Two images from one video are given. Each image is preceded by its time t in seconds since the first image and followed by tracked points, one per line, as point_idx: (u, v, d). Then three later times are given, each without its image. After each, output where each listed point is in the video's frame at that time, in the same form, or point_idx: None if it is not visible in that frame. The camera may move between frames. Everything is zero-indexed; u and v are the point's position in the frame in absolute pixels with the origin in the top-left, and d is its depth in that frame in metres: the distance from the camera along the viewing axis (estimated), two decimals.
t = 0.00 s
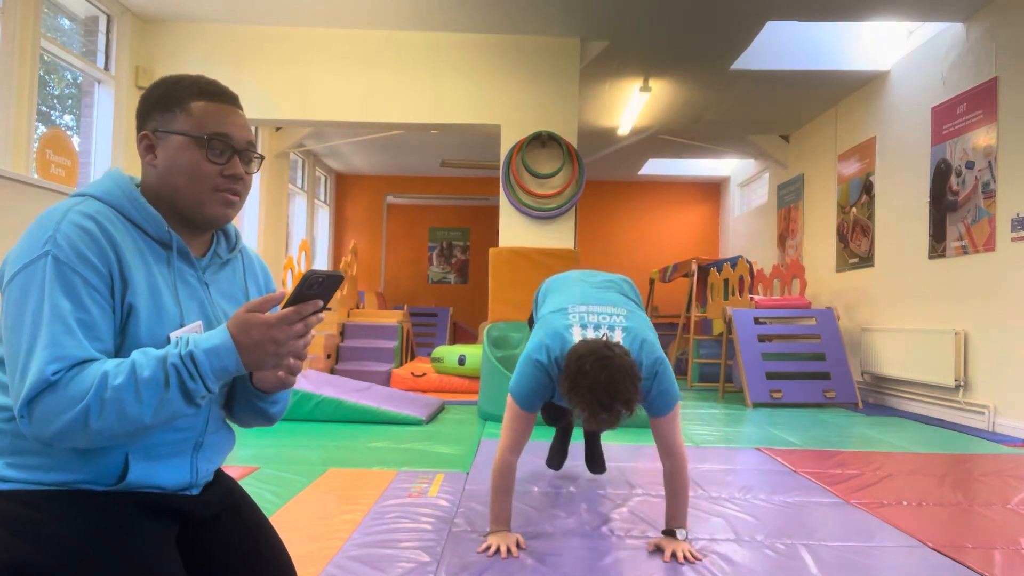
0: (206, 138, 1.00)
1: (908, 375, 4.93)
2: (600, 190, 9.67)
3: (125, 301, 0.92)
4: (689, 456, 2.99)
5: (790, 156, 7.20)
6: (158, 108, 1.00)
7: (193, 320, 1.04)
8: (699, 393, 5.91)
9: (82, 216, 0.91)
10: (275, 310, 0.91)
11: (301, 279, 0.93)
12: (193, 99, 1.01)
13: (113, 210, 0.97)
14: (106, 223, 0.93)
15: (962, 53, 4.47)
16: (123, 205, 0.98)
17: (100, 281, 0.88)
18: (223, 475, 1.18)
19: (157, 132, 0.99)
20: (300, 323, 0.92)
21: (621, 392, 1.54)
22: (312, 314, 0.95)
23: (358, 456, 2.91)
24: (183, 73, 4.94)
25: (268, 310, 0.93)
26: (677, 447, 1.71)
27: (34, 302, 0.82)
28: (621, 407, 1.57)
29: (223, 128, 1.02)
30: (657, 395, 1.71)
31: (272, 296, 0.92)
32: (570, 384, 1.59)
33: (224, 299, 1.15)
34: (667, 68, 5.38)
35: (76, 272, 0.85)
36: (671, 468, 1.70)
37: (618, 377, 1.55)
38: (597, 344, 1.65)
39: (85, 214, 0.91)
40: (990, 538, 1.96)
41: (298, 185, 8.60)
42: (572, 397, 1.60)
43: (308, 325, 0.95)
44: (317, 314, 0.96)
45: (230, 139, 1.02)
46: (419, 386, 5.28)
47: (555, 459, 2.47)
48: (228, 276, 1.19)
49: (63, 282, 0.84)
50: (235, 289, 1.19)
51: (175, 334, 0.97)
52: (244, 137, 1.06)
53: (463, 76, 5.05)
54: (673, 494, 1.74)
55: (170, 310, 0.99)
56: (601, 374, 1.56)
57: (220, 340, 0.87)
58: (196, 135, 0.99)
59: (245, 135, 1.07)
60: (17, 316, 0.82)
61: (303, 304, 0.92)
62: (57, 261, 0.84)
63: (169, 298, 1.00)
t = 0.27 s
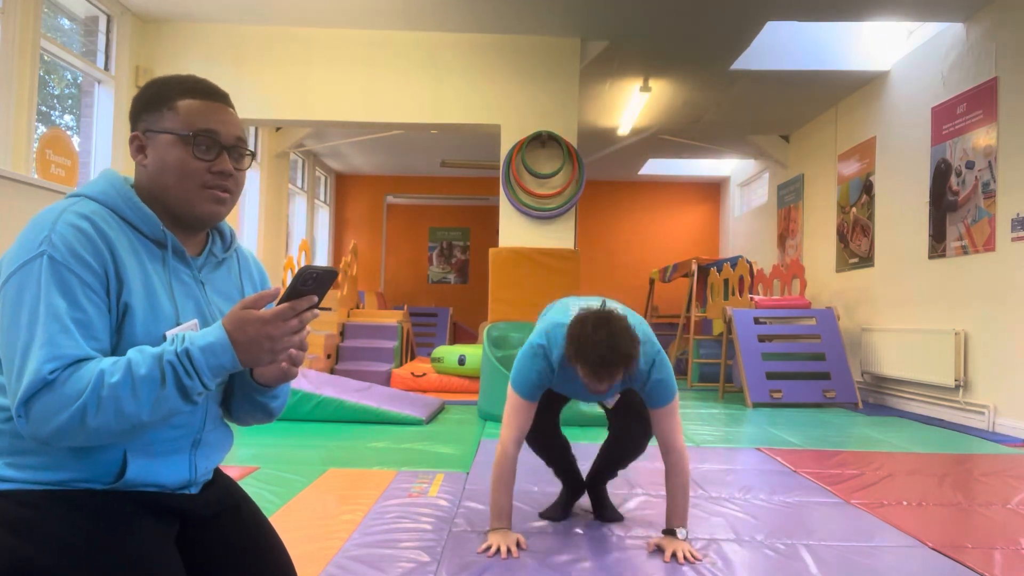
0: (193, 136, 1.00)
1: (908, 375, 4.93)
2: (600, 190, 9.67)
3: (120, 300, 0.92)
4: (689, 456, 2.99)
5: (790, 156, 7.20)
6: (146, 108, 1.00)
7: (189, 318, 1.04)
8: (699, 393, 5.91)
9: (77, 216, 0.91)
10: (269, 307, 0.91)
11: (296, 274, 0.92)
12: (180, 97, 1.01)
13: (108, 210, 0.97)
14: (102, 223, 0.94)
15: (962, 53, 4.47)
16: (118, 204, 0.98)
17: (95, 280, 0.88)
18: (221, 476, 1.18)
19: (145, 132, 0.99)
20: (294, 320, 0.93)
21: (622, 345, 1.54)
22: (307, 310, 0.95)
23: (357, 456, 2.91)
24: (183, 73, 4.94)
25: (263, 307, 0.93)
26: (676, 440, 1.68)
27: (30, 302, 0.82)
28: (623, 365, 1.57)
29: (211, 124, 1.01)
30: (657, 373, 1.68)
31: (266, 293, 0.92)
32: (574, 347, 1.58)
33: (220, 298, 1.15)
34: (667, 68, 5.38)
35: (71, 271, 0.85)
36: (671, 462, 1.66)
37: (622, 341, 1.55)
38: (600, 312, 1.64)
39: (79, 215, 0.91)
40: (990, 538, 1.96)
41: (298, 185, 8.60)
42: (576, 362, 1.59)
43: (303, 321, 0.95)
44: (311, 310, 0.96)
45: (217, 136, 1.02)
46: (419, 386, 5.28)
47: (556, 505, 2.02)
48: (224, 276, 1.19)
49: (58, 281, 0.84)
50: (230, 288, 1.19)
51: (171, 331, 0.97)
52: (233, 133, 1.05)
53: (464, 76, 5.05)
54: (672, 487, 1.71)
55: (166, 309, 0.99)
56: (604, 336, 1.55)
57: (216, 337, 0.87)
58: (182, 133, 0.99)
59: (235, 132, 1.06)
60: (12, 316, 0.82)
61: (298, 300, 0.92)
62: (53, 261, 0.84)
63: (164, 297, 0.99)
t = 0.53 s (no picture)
0: (174, 138, 1.00)
1: (908, 375, 4.93)
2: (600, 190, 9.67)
3: (114, 307, 0.92)
4: (689, 456, 2.99)
5: (790, 156, 7.20)
6: (136, 116, 1.02)
7: (184, 326, 1.04)
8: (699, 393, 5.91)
9: (73, 222, 0.91)
10: (264, 318, 0.92)
11: (291, 286, 0.93)
12: (165, 101, 1.01)
13: (104, 216, 0.97)
14: (98, 230, 0.94)
15: (962, 53, 4.47)
16: (114, 211, 0.98)
17: (89, 287, 0.88)
18: (219, 476, 1.18)
19: (134, 139, 1.01)
20: (288, 331, 0.93)
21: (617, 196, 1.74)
22: (301, 321, 0.96)
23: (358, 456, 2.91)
24: (183, 73, 4.94)
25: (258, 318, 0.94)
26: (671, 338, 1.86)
27: (24, 308, 0.82)
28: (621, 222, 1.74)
29: (195, 126, 1.01)
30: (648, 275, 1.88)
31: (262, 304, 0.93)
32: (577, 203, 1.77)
33: (215, 304, 1.15)
34: (667, 68, 5.38)
35: (65, 278, 0.85)
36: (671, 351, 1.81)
37: (622, 200, 1.75)
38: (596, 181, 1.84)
39: (76, 220, 0.91)
40: (990, 538, 1.96)
41: (298, 185, 8.60)
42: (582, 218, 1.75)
43: (297, 333, 0.96)
44: (305, 322, 0.97)
45: (200, 137, 1.01)
46: (419, 386, 5.28)
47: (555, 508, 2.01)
48: (220, 282, 1.18)
49: (53, 288, 0.84)
50: (227, 295, 1.19)
51: (165, 339, 0.97)
52: (219, 134, 1.04)
53: (463, 76, 5.05)
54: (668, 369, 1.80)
55: (161, 315, 0.99)
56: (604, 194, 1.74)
57: (210, 348, 0.88)
58: (165, 136, 0.99)
59: (222, 133, 1.06)
60: (6, 321, 0.82)
61: (292, 312, 0.93)
62: (48, 267, 0.84)
63: (160, 304, 0.99)
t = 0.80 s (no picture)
0: (173, 147, 1.00)
1: (908, 375, 4.93)
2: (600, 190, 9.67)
3: (106, 318, 0.92)
4: (689, 456, 2.99)
5: (790, 156, 7.20)
6: (134, 124, 1.02)
7: (179, 335, 1.03)
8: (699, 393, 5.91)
9: (68, 231, 0.91)
10: (254, 340, 0.92)
11: (282, 311, 0.93)
12: (162, 110, 1.01)
13: (100, 224, 0.97)
14: (92, 238, 0.93)
15: (962, 53, 4.47)
16: (109, 218, 0.98)
17: (81, 297, 0.88)
18: (216, 476, 1.18)
19: (132, 147, 1.01)
20: (279, 354, 0.93)
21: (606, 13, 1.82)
22: (292, 343, 0.96)
23: (357, 456, 2.91)
24: (183, 73, 4.94)
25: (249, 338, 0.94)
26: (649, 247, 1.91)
27: (15, 319, 0.82)
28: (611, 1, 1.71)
29: (193, 135, 1.01)
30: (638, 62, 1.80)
31: (252, 325, 0.93)
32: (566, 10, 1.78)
33: (211, 312, 1.15)
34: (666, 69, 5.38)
35: (58, 288, 0.85)
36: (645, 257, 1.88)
37: None
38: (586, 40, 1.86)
39: (71, 229, 0.91)
40: (990, 538, 1.96)
41: (298, 185, 8.60)
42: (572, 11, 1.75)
43: (288, 355, 0.96)
44: (296, 343, 0.98)
45: (199, 146, 1.02)
46: (419, 385, 5.28)
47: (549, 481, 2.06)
48: (216, 290, 1.18)
49: (45, 298, 0.84)
50: (222, 303, 1.18)
51: (157, 351, 0.97)
52: (217, 142, 1.04)
53: (464, 75, 5.05)
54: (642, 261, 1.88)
55: (154, 324, 0.99)
56: None
57: (199, 368, 0.88)
58: (163, 145, 1.00)
59: (221, 142, 1.05)
60: None
61: (283, 335, 0.93)
62: (40, 277, 0.84)
63: (154, 315, 0.99)
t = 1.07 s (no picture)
0: (169, 144, 1.00)
1: (908, 375, 4.93)
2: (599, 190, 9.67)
3: (103, 316, 0.92)
4: (689, 456, 2.99)
5: (790, 156, 7.20)
6: (129, 122, 1.01)
7: (177, 334, 1.04)
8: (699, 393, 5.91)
9: (64, 230, 0.91)
10: (250, 335, 0.91)
11: (277, 304, 0.93)
12: (158, 107, 1.01)
13: (97, 222, 0.97)
14: (89, 237, 0.93)
15: (962, 54, 4.47)
16: (106, 217, 0.98)
17: (78, 297, 0.88)
18: (215, 476, 1.18)
19: (128, 145, 1.01)
20: (275, 347, 0.93)
21: None
22: (288, 338, 0.96)
23: (357, 456, 2.91)
24: (182, 73, 4.94)
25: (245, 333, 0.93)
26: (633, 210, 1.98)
27: (11, 318, 0.82)
28: None
29: (188, 133, 1.01)
30: None
31: (248, 320, 0.92)
32: None
33: (209, 310, 1.15)
34: (667, 69, 5.38)
35: (53, 287, 0.85)
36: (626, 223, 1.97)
37: None
38: None
39: (67, 228, 0.91)
40: (990, 538, 1.96)
41: (298, 185, 8.60)
42: None
43: (285, 348, 0.96)
44: (293, 338, 0.97)
45: (195, 144, 1.02)
46: (419, 385, 5.28)
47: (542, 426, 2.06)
48: (213, 288, 1.18)
49: (41, 298, 0.84)
50: (220, 301, 1.19)
51: (154, 350, 0.97)
52: (213, 139, 1.04)
53: (464, 75, 5.05)
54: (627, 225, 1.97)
55: (152, 323, 0.99)
56: None
57: (196, 363, 0.88)
58: (159, 142, 1.00)
59: (217, 139, 1.05)
60: None
61: (279, 329, 0.93)
62: (36, 277, 0.84)
63: (151, 313, 0.99)
